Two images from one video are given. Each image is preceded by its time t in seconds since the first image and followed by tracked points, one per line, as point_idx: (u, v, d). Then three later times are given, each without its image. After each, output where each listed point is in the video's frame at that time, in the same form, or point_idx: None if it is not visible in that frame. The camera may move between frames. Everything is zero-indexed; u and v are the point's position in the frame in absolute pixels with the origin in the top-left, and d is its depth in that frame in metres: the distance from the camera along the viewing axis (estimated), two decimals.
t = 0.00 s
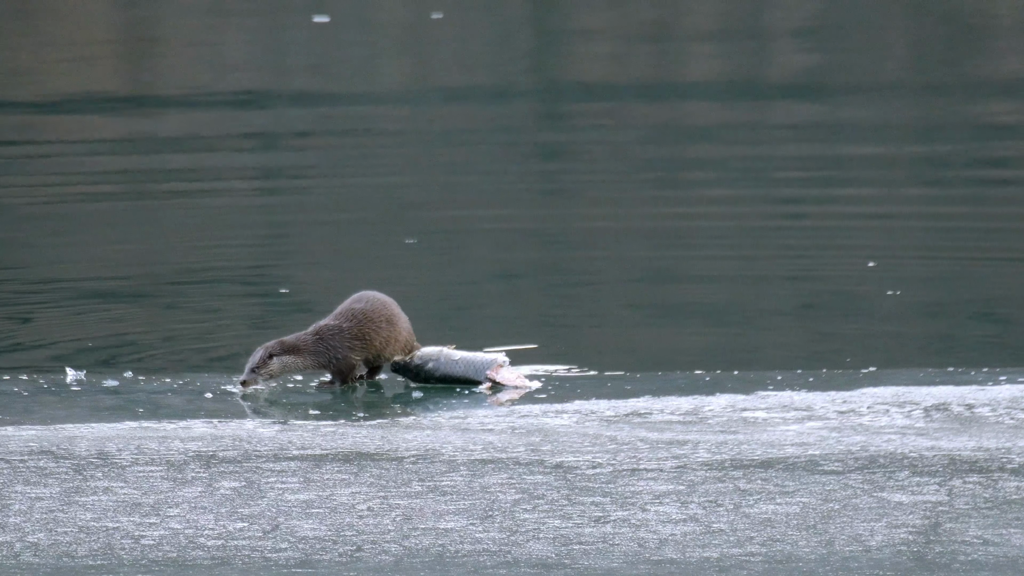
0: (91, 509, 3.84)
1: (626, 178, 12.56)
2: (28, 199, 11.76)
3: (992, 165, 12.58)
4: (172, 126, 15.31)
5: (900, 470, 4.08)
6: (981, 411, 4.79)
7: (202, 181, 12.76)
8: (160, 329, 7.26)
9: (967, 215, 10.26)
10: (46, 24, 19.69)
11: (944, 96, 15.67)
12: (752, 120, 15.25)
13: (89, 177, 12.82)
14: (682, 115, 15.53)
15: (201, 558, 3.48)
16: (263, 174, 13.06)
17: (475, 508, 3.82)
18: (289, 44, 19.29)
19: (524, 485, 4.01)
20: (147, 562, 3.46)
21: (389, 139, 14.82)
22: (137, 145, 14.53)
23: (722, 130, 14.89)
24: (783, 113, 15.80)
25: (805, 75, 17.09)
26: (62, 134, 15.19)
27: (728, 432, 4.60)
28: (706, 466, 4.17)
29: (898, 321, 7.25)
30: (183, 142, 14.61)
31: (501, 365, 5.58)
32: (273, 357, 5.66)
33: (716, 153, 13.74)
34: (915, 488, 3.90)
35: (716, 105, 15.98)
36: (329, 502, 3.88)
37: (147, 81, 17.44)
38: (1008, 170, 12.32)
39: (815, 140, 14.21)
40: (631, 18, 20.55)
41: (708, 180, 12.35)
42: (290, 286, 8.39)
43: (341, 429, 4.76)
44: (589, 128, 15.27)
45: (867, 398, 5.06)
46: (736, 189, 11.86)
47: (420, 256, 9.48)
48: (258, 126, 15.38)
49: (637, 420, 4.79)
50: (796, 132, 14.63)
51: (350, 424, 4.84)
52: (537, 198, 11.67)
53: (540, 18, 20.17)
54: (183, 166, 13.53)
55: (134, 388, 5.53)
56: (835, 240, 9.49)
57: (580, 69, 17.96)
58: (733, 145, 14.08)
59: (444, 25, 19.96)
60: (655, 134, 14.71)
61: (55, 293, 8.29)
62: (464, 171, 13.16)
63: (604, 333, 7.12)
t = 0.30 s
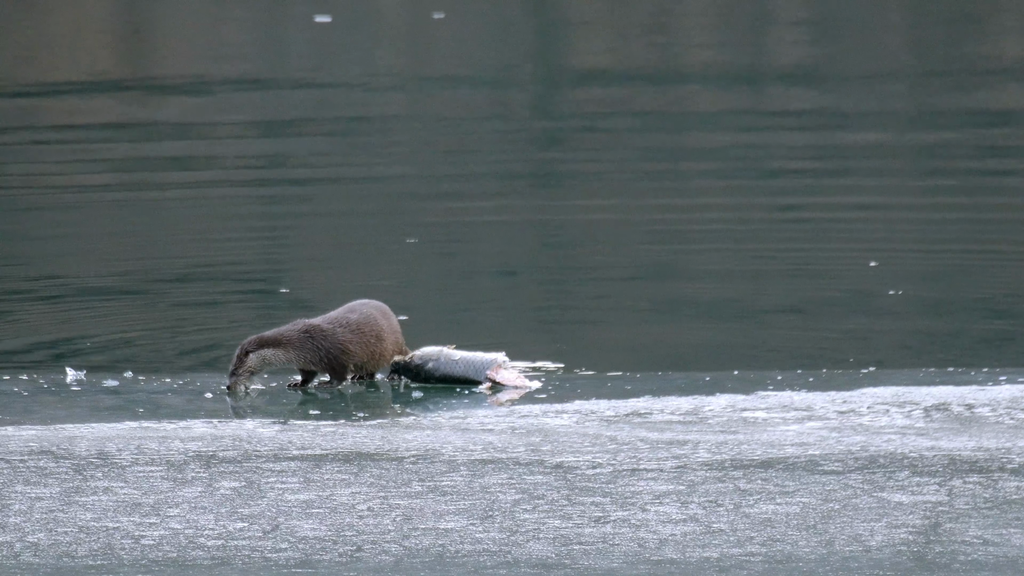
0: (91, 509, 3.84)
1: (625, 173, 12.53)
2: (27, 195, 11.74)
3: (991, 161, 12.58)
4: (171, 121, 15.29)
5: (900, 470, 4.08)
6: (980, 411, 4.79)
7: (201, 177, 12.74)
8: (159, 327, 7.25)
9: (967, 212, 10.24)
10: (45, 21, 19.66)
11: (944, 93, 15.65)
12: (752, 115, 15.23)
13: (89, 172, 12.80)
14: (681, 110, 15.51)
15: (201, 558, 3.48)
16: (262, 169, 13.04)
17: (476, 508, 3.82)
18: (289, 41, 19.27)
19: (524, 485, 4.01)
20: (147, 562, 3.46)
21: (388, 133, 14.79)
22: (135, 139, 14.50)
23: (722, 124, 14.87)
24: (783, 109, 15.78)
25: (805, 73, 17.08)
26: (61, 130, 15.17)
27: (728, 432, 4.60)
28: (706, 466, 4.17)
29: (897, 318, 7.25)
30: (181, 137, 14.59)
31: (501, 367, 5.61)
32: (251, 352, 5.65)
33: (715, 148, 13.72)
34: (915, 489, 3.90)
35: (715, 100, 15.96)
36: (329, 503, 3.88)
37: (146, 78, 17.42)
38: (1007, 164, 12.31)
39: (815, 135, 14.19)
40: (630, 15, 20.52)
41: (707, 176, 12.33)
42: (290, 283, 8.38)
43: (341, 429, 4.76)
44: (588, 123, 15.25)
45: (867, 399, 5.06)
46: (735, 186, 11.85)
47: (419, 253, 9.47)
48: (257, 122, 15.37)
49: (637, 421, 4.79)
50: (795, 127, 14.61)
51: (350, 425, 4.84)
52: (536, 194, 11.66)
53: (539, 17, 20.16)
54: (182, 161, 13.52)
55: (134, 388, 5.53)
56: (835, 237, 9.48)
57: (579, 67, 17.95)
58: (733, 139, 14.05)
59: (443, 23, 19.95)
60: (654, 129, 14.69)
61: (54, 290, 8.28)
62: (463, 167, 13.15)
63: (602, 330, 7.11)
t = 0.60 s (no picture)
0: (91, 509, 3.84)
1: (625, 167, 12.51)
2: (26, 190, 11.73)
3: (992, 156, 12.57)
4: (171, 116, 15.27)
5: (900, 470, 4.08)
6: (980, 411, 4.79)
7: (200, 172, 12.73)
8: (159, 326, 7.25)
9: (967, 207, 10.23)
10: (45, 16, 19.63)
11: (945, 89, 15.64)
12: (752, 109, 15.21)
13: (88, 166, 12.77)
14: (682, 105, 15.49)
15: (201, 558, 3.48)
16: (261, 163, 13.04)
17: (476, 508, 3.82)
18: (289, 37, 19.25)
19: (524, 485, 4.01)
20: (147, 562, 3.46)
21: (388, 128, 14.78)
22: (135, 136, 14.48)
23: (722, 119, 14.84)
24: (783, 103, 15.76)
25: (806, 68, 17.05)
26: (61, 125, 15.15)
27: (727, 432, 4.60)
28: (706, 466, 4.17)
29: (897, 317, 7.24)
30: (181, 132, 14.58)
31: (501, 366, 5.61)
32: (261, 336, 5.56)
33: (716, 144, 13.70)
34: (915, 489, 3.90)
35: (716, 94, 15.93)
36: (329, 503, 3.88)
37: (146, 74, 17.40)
38: (1008, 160, 12.29)
39: (815, 131, 14.18)
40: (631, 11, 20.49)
41: (707, 172, 12.32)
42: (290, 279, 8.37)
43: (341, 429, 4.76)
44: (588, 118, 15.23)
45: (867, 399, 5.06)
46: (735, 181, 11.84)
47: (419, 250, 9.46)
48: (257, 117, 15.35)
49: (637, 420, 4.79)
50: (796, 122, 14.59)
51: (350, 425, 4.84)
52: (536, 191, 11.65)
53: (540, 13, 20.12)
54: (182, 156, 13.50)
55: (133, 388, 5.53)
56: (836, 234, 9.47)
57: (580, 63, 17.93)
58: (733, 135, 14.04)
59: (444, 20, 19.92)
60: (654, 124, 14.68)
61: (54, 288, 8.27)
62: (463, 162, 13.13)
63: (602, 328, 7.10)
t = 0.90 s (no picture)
0: (91, 509, 3.83)
1: (624, 162, 12.50)
2: (25, 186, 11.71)
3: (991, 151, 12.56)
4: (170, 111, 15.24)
5: (900, 470, 4.08)
6: (981, 411, 4.79)
7: (199, 166, 12.71)
8: (158, 325, 7.25)
9: (966, 203, 10.22)
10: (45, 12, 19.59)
11: (945, 84, 15.61)
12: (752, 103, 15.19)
13: (87, 162, 12.75)
14: (682, 99, 15.46)
15: (201, 558, 3.48)
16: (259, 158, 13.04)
17: (476, 508, 3.82)
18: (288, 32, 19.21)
19: (524, 485, 4.01)
20: (147, 562, 3.46)
21: (387, 121, 14.75)
22: (133, 131, 14.45)
23: (721, 114, 14.83)
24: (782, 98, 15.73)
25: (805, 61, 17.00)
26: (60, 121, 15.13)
27: (727, 432, 4.60)
28: (706, 466, 4.17)
29: (896, 313, 7.24)
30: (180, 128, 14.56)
31: (500, 367, 5.62)
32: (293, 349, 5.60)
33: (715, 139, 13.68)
34: (915, 489, 3.90)
35: (715, 89, 15.90)
36: (329, 503, 3.88)
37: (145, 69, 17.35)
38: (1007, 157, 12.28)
39: (814, 127, 14.16)
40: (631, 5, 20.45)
41: (706, 166, 12.30)
42: (289, 275, 8.36)
43: (341, 429, 4.76)
44: (587, 113, 15.21)
45: (867, 398, 5.06)
46: (735, 175, 11.83)
47: (417, 247, 9.44)
48: (256, 113, 15.32)
49: (636, 420, 4.79)
50: (795, 117, 14.57)
51: (350, 424, 4.84)
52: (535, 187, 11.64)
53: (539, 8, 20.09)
54: (180, 151, 13.48)
55: (134, 388, 5.53)
56: (836, 230, 9.46)
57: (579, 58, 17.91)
58: (733, 130, 14.03)
59: (443, 15, 19.89)
60: (653, 118, 14.65)
61: (53, 285, 8.26)
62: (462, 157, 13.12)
63: (602, 325, 7.09)
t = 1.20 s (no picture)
0: (91, 509, 3.84)
1: (624, 160, 12.49)
2: (25, 183, 11.70)
3: (992, 149, 12.56)
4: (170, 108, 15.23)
5: (900, 470, 4.08)
6: (981, 411, 4.79)
7: (199, 163, 12.70)
8: (158, 323, 7.24)
9: (966, 202, 10.21)
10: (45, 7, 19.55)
11: (945, 80, 15.59)
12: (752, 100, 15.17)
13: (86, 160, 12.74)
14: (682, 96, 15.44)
15: (201, 558, 3.48)
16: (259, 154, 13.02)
17: (476, 508, 3.82)
18: (288, 28, 19.19)
19: (524, 485, 4.01)
20: (147, 562, 3.46)
21: (387, 119, 14.74)
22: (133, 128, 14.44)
23: (721, 110, 14.81)
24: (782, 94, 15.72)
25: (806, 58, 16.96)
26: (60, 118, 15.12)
27: (728, 432, 4.60)
28: (706, 466, 4.17)
29: (896, 311, 7.23)
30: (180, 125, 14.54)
31: (501, 366, 5.61)
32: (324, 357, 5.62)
33: (715, 135, 13.67)
34: (915, 489, 3.90)
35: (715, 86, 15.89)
36: (329, 503, 3.88)
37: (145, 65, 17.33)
38: (1008, 155, 12.27)
39: (815, 123, 14.15)
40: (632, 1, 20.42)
41: (706, 164, 12.30)
42: (288, 273, 8.36)
43: (341, 429, 4.76)
44: (588, 110, 15.20)
45: (867, 399, 5.06)
46: (735, 173, 11.82)
47: (417, 245, 9.44)
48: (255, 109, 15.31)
49: (637, 421, 4.79)
50: (796, 114, 14.56)
51: (350, 425, 4.84)
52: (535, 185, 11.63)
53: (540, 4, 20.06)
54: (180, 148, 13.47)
55: (134, 388, 5.53)
56: (835, 228, 9.45)
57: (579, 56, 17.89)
58: (733, 126, 14.01)
59: (443, 11, 19.86)
60: (653, 115, 14.64)
61: (53, 283, 8.25)
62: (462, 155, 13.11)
63: (602, 323, 7.08)
